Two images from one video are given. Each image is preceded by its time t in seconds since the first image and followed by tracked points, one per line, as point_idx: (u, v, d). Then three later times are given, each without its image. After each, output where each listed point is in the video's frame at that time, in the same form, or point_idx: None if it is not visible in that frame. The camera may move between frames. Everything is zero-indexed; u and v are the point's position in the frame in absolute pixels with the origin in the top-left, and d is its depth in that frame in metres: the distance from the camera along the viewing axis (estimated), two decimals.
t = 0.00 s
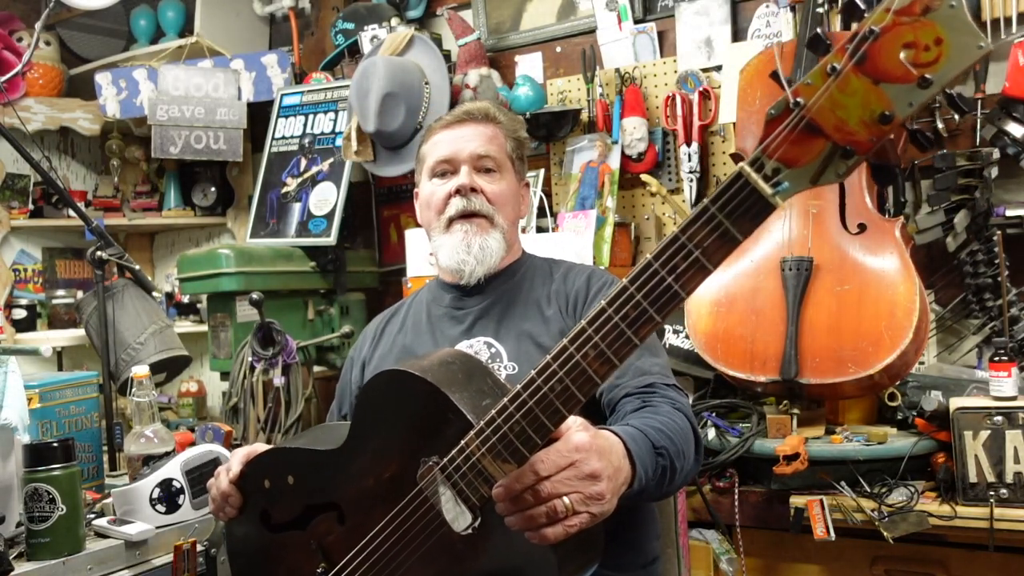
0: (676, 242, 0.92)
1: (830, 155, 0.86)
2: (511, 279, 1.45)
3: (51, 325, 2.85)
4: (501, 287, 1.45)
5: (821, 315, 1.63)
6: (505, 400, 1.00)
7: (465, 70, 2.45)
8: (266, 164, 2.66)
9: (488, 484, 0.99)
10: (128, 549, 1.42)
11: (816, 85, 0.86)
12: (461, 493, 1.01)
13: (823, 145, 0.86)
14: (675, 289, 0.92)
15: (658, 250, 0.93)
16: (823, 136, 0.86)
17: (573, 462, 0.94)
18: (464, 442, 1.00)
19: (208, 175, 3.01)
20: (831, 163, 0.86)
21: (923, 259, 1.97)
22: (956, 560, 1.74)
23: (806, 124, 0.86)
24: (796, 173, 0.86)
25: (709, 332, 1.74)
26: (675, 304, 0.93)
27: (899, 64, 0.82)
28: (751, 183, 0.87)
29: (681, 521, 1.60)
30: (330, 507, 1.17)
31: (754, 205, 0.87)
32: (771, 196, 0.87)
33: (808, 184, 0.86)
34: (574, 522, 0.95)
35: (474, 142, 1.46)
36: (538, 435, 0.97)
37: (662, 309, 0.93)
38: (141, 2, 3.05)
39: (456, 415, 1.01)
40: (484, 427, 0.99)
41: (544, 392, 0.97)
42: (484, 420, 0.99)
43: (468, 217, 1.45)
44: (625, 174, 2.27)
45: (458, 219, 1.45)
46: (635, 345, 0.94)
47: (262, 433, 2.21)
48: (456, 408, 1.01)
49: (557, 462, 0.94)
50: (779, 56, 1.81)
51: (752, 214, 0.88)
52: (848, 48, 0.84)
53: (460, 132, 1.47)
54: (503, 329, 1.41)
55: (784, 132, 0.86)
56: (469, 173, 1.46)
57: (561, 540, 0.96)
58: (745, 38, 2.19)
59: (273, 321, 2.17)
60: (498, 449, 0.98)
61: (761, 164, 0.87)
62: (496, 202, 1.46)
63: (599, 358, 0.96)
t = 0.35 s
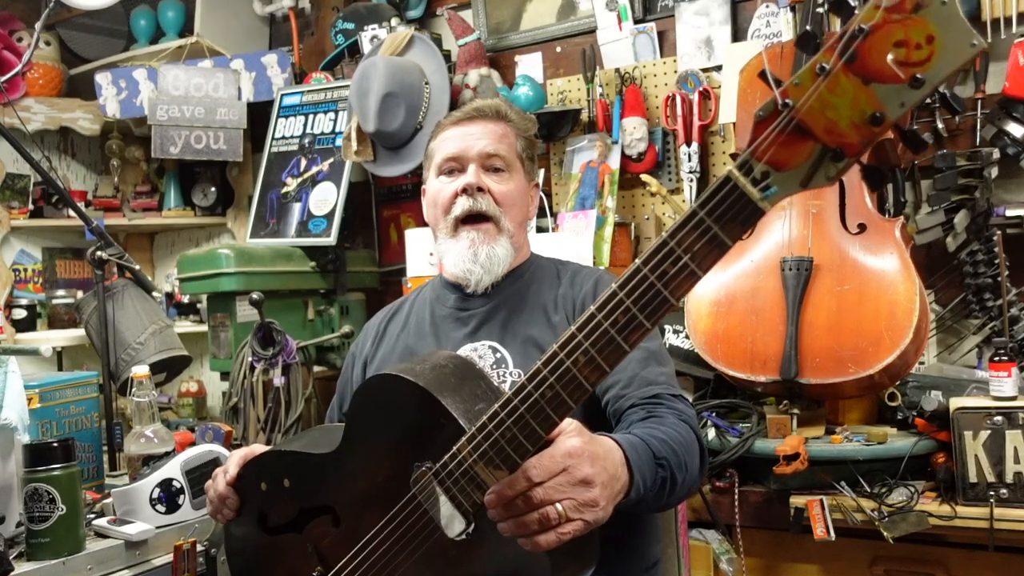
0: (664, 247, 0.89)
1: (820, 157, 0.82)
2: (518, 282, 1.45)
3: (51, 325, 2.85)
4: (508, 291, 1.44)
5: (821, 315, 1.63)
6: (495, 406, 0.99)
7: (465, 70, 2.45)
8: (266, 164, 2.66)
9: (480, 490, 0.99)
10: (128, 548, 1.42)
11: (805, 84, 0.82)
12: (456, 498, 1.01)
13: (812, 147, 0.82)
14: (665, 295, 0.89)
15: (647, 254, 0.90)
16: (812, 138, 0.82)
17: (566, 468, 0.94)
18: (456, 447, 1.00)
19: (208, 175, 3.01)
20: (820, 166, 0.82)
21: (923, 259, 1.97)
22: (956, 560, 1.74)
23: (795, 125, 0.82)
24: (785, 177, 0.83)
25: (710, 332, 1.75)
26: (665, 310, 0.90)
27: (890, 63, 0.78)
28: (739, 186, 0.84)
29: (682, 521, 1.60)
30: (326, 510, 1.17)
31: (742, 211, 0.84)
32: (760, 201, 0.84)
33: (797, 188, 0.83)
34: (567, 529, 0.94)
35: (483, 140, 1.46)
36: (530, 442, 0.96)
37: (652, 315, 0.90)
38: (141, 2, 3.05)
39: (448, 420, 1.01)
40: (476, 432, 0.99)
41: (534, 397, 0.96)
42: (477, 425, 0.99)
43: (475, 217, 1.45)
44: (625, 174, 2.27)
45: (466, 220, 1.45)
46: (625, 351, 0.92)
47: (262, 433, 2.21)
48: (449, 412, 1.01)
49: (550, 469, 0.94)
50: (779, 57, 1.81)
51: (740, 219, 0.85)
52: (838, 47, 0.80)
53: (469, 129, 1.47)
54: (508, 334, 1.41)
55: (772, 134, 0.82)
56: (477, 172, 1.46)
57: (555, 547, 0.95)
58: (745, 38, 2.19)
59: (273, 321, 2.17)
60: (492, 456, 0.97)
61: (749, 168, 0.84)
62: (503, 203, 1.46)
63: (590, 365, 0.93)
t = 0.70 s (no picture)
0: (695, 273, 0.90)
1: (859, 190, 0.82)
2: (522, 282, 1.45)
3: (51, 325, 2.85)
4: (511, 291, 1.44)
5: (821, 316, 1.63)
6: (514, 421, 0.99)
7: (464, 70, 2.45)
8: (266, 164, 2.66)
9: (495, 505, 0.99)
10: (128, 548, 1.42)
11: (848, 115, 0.83)
12: (468, 513, 1.01)
13: (853, 179, 0.82)
14: (693, 320, 0.90)
15: (676, 279, 0.91)
16: (853, 171, 0.82)
17: (580, 484, 0.96)
18: (471, 461, 1.00)
19: (208, 175, 3.01)
20: (861, 199, 0.83)
21: (923, 259, 1.96)
22: (956, 560, 1.74)
23: (835, 157, 0.82)
24: (823, 209, 0.83)
25: (709, 332, 1.74)
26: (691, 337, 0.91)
27: (937, 98, 0.79)
28: (775, 217, 0.84)
29: (682, 522, 1.60)
30: (333, 516, 1.17)
31: (778, 240, 0.84)
32: (796, 232, 0.84)
33: (835, 219, 0.83)
34: (582, 546, 0.95)
35: (484, 140, 1.46)
36: (547, 460, 0.97)
37: (678, 339, 0.91)
38: (141, 1, 3.05)
39: (462, 432, 1.01)
40: (492, 447, 0.99)
41: (555, 417, 0.97)
42: (493, 438, 1.00)
43: (472, 218, 1.45)
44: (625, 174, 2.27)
45: (462, 220, 1.45)
46: (649, 375, 0.94)
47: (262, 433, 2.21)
48: (462, 423, 1.01)
49: (565, 486, 0.96)
50: (778, 56, 1.81)
51: (775, 248, 0.85)
52: (883, 79, 0.80)
53: (471, 128, 1.47)
54: (513, 335, 1.41)
55: (813, 164, 0.83)
56: (476, 173, 1.46)
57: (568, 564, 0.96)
58: (745, 38, 2.19)
59: (273, 321, 2.18)
60: (507, 473, 0.98)
61: (787, 198, 0.84)
62: (502, 203, 1.46)
63: (613, 387, 0.95)
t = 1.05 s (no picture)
0: (699, 255, 0.90)
1: (855, 174, 0.84)
2: (520, 282, 1.45)
3: (51, 325, 2.85)
4: (509, 291, 1.44)
5: (821, 316, 1.63)
6: (519, 406, 0.99)
7: (465, 70, 2.45)
8: (266, 164, 2.66)
9: (501, 490, 0.99)
10: (128, 548, 1.42)
11: (844, 103, 0.85)
12: (473, 500, 1.01)
13: (849, 163, 0.84)
14: (696, 302, 0.91)
15: (681, 261, 0.92)
16: (849, 155, 0.84)
17: (586, 466, 0.96)
18: (478, 446, 1.00)
19: (208, 175, 3.01)
20: (857, 181, 0.85)
21: (923, 259, 1.95)
22: (956, 560, 1.74)
23: (833, 142, 0.84)
24: (822, 192, 0.85)
25: (710, 332, 1.74)
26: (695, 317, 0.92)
27: (929, 85, 0.81)
28: (777, 201, 0.86)
29: (682, 522, 1.60)
30: (337, 509, 1.17)
31: (778, 222, 0.86)
32: (796, 214, 0.85)
33: (832, 202, 0.85)
34: (586, 528, 0.95)
35: (467, 146, 1.44)
36: (552, 442, 0.97)
37: (683, 321, 0.92)
38: (141, 1, 3.05)
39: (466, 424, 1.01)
40: (499, 432, 0.99)
41: (562, 401, 0.97)
42: (500, 424, 0.99)
43: (450, 223, 1.44)
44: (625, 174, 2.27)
45: (440, 225, 1.44)
46: (654, 356, 0.94)
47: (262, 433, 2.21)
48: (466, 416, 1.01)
49: (570, 467, 0.96)
50: (778, 57, 1.81)
51: (776, 230, 0.86)
52: (878, 68, 0.82)
53: (457, 133, 1.46)
54: (510, 335, 1.41)
55: (812, 149, 0.85)
56: (456, 179, 1.44)
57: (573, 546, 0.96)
58: (745, 38, 2.19)
59: (273, 321, 2.18)
60: (512, 457, 0.98)
61: (787, 182, 0.86)
62: (482, 210, 1.43)
63: (617, 369, 0.95)
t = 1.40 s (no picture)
0: (696, 228, 0.90)
1: (843, 146, 0.85)
2: (521, 282, 1.45)
3: (51, 325, 2.85)
4: (510, 289, 1.44)
5: (821, 315, 1.63)
6: (524, 386, 0.99)
7: (465, 70, 2.45)
8: (266, 164, 2.66)
9: (507, 471, 0.98)
10: (128, 548, 1.42)
11: (829, 81, 0.87)
12: (480, 481, 1.01)
13: (837, 136, 0.86)
14: (696, 274, 0.91)
15: (678, 235, 0.92)
16: (837, 129, 0.86)
17: (590, 443, 0.96)
18: (484, 428, 1.00)
19: (208, 175, 3.01)
20: (845, 153, 0.86)
21: (923, 258, 1.95)
22: (956, 560, 1.74)
23: (822, 117, 0.86)
24: (813, 162, 0.85)
25: (709, 331, 1.74)
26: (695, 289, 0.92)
27: (909, 61, 0.84)
28: (772, 173, 0.86)
29: (682, 521, 1.60)
30: (342, 501, 1.17)
31: (773, 192, 0.86)
32: (789, 183, 0.85)
33: (824, 174, 0.86)
34: (592, 503, 0.95)
35: (474, 149, 1.44)
36: (558, 420, 0.97)
37: (684, 292, 0.92)
38: (141, 1, 3.05)
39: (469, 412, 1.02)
40: (505, 413, 0.99)
41: (567, 379, 0.97)
42: (505, 405, 0.99)
43: (463, 228, 1.44)
44: (625, 174, 2.27)
45: (454, 230, 1.44)
46: (657, 330, 0.94)
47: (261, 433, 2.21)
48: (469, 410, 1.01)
49: (576, 443, 0.96)
50: (778, 56, 1.81)
51: (772, 201, 0.86)
52: (860, 47, 0.86)
53: (462, 137, 1.45)
54: (513, 331, 1.41)
55: (801, 124, 0.86)
56: (466, 182, 1.44)
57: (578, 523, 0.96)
58: (745, 38, 2.19)
59: (273, 321, 2.18)
60: (518, 435, 0.98)
61: (780, 154, 0.86)
62: (493, 212, 1.44)
63: (619, 342, 0.95)
